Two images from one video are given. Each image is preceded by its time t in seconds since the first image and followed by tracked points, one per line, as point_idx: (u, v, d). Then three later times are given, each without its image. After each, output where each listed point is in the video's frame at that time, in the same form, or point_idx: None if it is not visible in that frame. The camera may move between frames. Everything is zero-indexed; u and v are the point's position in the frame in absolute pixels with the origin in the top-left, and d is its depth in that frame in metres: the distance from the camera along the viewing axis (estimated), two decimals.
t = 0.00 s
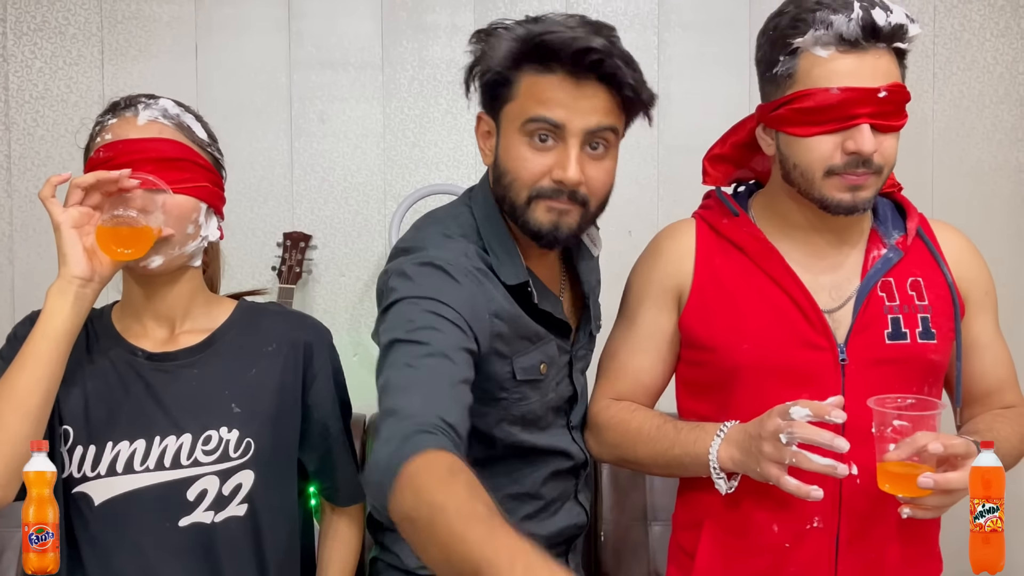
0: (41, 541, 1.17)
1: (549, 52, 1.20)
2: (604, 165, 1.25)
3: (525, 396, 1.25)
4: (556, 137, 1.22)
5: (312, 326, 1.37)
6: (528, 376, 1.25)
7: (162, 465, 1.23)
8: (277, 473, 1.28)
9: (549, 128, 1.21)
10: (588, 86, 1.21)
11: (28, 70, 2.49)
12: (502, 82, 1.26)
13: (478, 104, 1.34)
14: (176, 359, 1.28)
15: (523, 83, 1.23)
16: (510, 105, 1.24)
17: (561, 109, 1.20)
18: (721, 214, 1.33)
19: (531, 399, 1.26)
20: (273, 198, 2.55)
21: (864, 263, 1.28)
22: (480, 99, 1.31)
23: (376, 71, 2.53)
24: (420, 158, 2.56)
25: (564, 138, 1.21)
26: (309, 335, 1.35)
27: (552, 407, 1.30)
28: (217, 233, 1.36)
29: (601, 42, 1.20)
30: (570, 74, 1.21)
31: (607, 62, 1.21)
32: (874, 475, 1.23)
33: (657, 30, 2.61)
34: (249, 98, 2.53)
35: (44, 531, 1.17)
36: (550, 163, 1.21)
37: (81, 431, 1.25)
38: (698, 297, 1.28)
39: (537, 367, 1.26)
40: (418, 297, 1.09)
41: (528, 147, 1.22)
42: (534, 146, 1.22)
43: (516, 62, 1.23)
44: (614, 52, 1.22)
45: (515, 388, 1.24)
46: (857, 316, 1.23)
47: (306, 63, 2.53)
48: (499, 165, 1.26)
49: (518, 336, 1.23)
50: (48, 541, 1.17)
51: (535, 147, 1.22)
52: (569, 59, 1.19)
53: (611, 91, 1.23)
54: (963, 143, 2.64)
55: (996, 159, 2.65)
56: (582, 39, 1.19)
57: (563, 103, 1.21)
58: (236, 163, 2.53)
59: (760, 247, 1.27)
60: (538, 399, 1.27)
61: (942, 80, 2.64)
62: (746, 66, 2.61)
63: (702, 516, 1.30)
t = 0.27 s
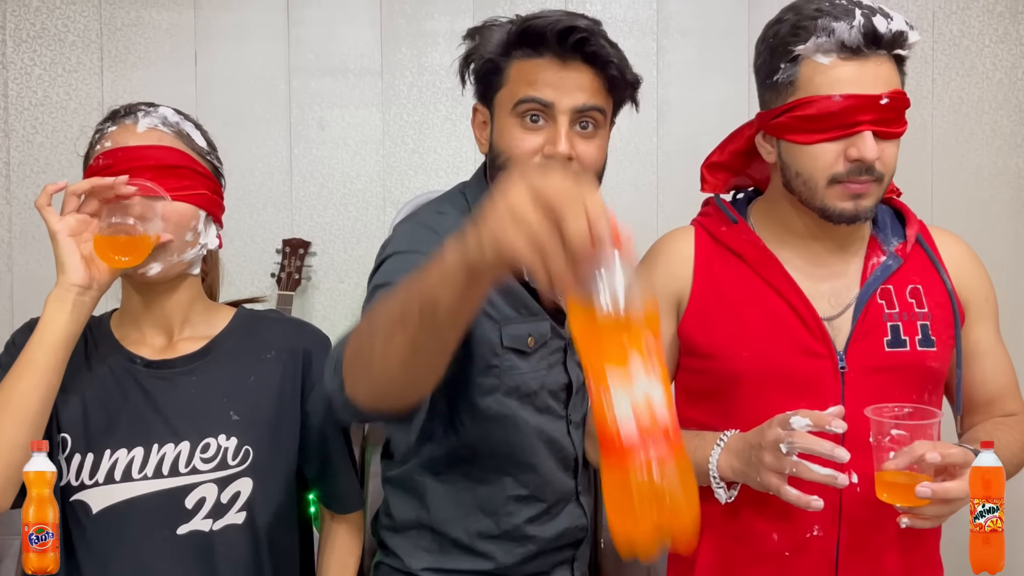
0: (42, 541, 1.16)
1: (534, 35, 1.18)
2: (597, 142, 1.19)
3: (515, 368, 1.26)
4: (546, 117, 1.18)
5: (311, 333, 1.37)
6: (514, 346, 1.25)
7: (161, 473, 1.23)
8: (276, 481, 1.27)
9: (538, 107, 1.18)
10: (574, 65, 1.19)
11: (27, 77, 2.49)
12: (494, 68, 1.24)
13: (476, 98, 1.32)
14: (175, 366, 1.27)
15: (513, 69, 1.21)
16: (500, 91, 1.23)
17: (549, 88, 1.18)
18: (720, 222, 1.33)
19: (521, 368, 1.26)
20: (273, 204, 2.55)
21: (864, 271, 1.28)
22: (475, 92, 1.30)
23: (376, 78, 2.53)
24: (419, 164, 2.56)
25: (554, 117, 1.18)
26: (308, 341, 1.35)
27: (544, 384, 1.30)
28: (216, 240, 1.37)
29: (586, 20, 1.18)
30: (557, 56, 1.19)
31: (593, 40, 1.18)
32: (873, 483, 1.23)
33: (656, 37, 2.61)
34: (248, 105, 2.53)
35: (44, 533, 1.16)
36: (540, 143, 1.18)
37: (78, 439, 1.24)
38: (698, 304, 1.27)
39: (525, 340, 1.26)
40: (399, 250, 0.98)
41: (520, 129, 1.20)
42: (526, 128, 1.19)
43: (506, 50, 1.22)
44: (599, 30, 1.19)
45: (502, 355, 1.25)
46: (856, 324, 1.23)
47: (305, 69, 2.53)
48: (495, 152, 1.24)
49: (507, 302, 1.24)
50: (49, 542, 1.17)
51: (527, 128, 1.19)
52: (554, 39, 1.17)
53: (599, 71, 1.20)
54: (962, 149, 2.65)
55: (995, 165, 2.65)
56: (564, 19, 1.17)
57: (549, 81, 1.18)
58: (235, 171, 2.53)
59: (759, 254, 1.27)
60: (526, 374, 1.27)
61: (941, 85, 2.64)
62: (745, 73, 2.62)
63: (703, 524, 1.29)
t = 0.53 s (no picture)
0: (41, 541, 1.14)
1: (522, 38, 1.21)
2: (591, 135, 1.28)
3: (512, 349, 1.27)
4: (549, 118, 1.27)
5: (311, 342, 1.36)
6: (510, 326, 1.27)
7: (160, 483, 1.22)
8: (276, 491, 1.27)
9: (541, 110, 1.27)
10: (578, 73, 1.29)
11: (28, 86, 2.50)
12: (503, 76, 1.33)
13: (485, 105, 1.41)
14: (175, 376, 1.27)
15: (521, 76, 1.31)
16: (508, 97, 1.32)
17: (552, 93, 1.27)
18: (722, 231, 1.33)
19: (520, 351, 1.28)
20: (273, 213, 2.55)
21: (866, 281, 1.28)
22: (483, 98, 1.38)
23: (376, 87, 2.54)
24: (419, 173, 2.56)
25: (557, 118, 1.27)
26: (307, 350, 1.35)
27: (544, 375, 1.31)
28: (216, 252, 1.36)
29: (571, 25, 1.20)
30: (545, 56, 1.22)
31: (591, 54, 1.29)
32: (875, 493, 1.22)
33: (655, 46, 2.61)
34: (248, 113, 2.53)
35: (43, 531, 1.15)
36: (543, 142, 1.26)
37: (78, 449, 1.24)
38: (700, 314, 1.27)
39: (523, 324, 1.29)
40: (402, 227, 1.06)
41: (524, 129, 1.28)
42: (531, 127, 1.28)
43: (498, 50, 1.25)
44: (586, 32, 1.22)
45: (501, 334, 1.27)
46: (858, 334, 1.23)
47: (305, 78, 2.53)
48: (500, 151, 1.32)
49: (505, 285, 1.30)
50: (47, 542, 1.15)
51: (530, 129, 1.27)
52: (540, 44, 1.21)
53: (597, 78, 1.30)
54: (962, 157, 2.65)
55: (995, 173, 2.65)
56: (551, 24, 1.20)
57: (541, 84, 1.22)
58: (235, 179, 2.53)
59: (761, 265, 1.27)
60: (523, 357, 1.28)
61: (940, 94, 2.64)
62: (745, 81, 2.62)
63: (704, 534, 1.29)
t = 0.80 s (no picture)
0: (41, 541, 1.16)
1: (516, 83, 1.23)
2: (572, 181, 1.26)
3: (510, 358, 1.31)
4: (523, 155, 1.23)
5: (316, 355, 1.40)
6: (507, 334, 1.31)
7: (171, 493, 1.26)
8: (283, 500, 1.31)
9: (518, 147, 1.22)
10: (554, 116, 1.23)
11: (37, 102, 2.52)
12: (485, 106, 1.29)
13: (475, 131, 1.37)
14: (185, 389, 1.30)
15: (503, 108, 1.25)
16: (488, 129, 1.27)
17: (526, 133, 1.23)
18: (718, 247, 1.36)
19: (517, 359, 1.31)
20: (278, 226, 2.59)
21: (858, 294, 1.31)
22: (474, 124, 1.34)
23: (378, 102, 2.59)
24: (421, 187, 2.61)
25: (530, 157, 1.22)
26: (312, 363, 1.39)
27: (541, 384, 1.34)
28: (225, 270, 1.39)
29: (560, 77, 1.22)
30: (535, 103, 1.23)
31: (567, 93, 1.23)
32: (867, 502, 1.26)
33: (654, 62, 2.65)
34: (253, 128, 2.57)
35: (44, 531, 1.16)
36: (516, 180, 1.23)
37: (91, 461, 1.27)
38: (697, 328, 1.30)
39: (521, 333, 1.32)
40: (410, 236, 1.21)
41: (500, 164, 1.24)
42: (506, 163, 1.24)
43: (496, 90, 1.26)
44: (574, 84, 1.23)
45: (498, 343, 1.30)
46: (850, 347, 1.26)
47: (309, 94, 2.58)
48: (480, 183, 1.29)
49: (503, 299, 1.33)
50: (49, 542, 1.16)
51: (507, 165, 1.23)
52: (529, 91, 1.22)
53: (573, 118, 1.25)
54: (955, 170, 2.69)
55: (988, 186, 2.70)
56: (542, 74, 1.22)
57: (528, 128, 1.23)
58: (241, 193, 2.57)
59: (756, 280, 1.30)
60: (522, 366, 1.32)
61: (933, 108, 2.69)
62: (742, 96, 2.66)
63: (700, 542, 1.32)
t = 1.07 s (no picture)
0: (41, 541, 1.17)
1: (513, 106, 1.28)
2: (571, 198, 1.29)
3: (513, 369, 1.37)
4: (524, 175, 1.27)
5: (325, 363, 1.45)
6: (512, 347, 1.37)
7: (186, 497, 1.31)
8: (294, 502, 1.36)
9: (518, 167, 1.27)
10: (550, 135, 1.27)
11: (49, 115, 2.58)
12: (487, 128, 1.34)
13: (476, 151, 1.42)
14: (200, 398, 1.35)
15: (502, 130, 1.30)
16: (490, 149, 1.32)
17: (526, 152, 1.27)
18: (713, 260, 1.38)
19: (520, 371, 1.37)
20: (284, 237, 2.64)
21: (849, 306, 1.34)
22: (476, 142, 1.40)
23: (383, 115, 2.64)
24: (425, 198, 2.66)
25: (530, 177, 1.27)
26: (321, 371, 1.44)
27: (543, 394, 1.39)
28: (238, 282, 1.45)
29: (556, 98, 1.27)
30: (533, 124, 1.28)
31: (563, 113, 1.27)
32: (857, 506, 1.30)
33: (653, 75, 2.70)
34: (261, 141, 2.63)
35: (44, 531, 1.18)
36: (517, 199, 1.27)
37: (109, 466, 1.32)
38: (693, 339, 1.33)
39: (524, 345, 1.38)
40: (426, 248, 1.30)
41: (502, 184, 1.29)
42: (507, 182, 1.28)
43: (496, 115, 1.32)
44: (570, 105, 1.28)
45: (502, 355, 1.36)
46: (841, 356, 1.29)
47: (315, 107, 2.63)
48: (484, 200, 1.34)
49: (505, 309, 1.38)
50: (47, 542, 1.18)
51: (509, 184, 1.28)
52: (527, 113, 1.26)
53: (570, 138, 1.29)
54: (948, 181, 2.74)
55: (982, 197, 2.74)
56: (540, 96, 1.27)
57: (527, 149, 1.27)
58: (248, 205, 2.63)
59: (750, 292, 1.33)
60: (524, 376, 1.38)
61: (927, 121, 2.74)
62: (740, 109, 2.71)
63: (698, 544, 1.36)
